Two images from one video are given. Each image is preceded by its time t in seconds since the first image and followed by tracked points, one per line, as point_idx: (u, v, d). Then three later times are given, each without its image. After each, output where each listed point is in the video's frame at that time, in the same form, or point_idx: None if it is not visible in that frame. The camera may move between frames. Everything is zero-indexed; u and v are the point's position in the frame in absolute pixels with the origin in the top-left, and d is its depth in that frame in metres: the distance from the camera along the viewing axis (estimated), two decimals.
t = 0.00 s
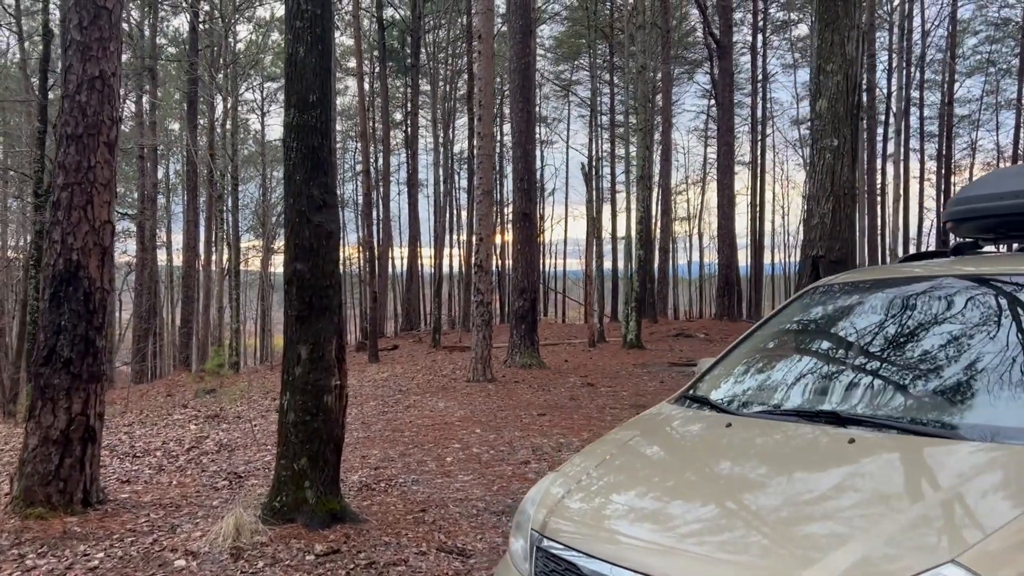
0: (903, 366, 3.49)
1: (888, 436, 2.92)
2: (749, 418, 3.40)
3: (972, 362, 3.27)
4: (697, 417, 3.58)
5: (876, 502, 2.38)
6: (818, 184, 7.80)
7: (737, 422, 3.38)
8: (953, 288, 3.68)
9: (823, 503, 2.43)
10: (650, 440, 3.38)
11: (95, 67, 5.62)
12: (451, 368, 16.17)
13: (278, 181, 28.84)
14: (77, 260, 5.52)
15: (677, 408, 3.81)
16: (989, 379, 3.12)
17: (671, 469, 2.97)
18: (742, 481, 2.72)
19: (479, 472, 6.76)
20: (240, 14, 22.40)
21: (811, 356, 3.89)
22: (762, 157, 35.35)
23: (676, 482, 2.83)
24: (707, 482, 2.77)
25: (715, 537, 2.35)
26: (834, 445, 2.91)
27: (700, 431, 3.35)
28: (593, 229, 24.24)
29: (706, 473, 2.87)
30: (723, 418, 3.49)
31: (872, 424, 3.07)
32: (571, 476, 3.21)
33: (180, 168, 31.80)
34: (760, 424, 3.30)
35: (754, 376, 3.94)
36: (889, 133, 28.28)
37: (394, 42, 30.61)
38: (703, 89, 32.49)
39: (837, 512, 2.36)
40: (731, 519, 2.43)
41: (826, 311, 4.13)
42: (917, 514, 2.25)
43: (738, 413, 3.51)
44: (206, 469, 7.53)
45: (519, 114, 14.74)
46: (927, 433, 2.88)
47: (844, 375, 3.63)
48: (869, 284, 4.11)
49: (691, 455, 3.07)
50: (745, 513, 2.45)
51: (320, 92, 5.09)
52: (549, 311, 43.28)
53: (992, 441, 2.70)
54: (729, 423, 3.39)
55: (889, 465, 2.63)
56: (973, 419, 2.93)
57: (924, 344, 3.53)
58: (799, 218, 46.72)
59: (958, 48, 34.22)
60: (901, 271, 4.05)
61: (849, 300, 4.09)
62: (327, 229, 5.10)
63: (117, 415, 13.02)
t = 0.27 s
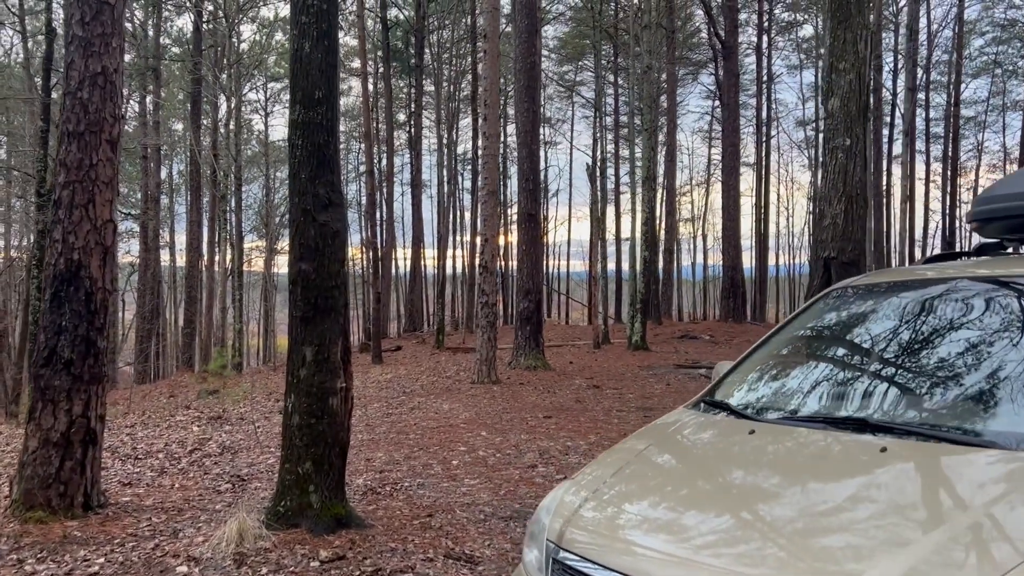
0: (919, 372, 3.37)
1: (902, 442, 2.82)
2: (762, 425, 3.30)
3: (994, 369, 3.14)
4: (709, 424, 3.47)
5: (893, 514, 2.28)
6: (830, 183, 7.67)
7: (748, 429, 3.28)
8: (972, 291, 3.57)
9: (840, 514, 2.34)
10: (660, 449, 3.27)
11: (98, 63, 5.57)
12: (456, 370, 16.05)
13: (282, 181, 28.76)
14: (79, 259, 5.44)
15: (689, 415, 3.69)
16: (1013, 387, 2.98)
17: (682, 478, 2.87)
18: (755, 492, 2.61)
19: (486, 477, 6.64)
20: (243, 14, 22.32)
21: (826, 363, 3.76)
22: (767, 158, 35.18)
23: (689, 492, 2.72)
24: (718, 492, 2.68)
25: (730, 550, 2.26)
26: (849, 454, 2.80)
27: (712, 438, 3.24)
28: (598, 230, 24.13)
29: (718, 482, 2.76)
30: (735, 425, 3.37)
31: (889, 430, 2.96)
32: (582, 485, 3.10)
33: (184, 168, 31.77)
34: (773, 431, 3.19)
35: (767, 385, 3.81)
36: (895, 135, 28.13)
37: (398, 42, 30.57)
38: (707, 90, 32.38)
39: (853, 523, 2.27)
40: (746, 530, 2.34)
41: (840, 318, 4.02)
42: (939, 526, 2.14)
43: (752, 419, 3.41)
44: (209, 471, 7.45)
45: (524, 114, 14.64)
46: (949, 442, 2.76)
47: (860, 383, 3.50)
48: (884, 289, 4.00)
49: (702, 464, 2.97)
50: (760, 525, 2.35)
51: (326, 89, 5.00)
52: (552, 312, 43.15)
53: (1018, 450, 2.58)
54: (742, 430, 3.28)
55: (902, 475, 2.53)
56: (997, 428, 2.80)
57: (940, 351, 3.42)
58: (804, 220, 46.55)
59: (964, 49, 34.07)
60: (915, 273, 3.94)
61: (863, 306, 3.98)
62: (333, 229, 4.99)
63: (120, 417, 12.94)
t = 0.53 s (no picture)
0: (932, 374, 3.26)
1: (913, 444, 2.72)
2: (772, 427, 3.18)
3: (1013, 372, 3.01)
4: (718, 426, 3.34)
5: (907, 519, 2.17)
6: (841, 180, 7.54)
7: (758, 430, 3.16)
8: (988, 290, 3.47)
9: (855, 520, 2.23)
10: (668, 452, 3.16)
11: (96, 55, 5.46)
12: (458, 368, 15.95)
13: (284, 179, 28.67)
14: (76, 255, 5.34)
15: (698, 417, 3.55)
16: None
17: (691, 482, 2.76)
18: (766, 497, 2.50)
19: (490, 477, 6.53)
20: (245, 12, 22.21)
21: (838, 364, 3.63)
22: (771, 157, 35.04)
23: (700, 496, 2.61)
24: (729, 496, 2.57)
25: (742, 556, 2.15)
26: (861, 457, 2.69)
27: (721, 440, 3.13)
28: (601, 229, 23.99)
29: (729, 486, 2.65)
30: (745, 426, 3.25)
31: (902, 432, 2.86)
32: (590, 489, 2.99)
33: (186, 166, 31.68)
34: (784, 433, 3.08)
35: (778, 387, 3.66)
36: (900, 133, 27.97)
37: (401, 40, 30.44)
38: (711, 89, 32.22)
39: (868, 530, 2.17)
40: (758, 537, 2.23)
41: (851, 320, 3.90)
42: (960, 533, 2.04)
43: (763, 419, 3.29)
44: (209, 471, 7.35)
45: (528, 111, 14.52)
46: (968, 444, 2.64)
47: (874, 385, 3.38)
48: (895, 290, 3.89)
49: (712, 467, 2.86)
50: (773, 531, 2.25)
51: (328, 81, 4.89)
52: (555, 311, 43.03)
53: None
54: (751, 431, 3.16)
55: (915, 479, 2.42)
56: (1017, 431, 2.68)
57: (953, 354, 3.32)
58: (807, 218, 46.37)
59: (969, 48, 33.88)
60: (928, 272, 3.83)
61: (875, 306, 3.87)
62: (335, 224, 4.88)
63: (121, 415, 12.85)
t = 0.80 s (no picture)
0: (950, 382, 3.11)
1: (930, 454, 2.58)
2: (785, 434, 3.02)
3: None
4: (729, 434, 3.18)
5: (928, 533, 2.04)
6: (853, 179, 7.35)
7: (771, 438, 3.01)
8: (1007, 294, 3.33)
9: (873, 533, 2.10)
10: (677, 461, 3.00)
11: (94, 51, 5.36)
12: (462, 370, 15.82)
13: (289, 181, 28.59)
14: (73, 254, 5.23)
15: (708, 425, 3.37)
16: None
17: (702, 492, 2.62)
18: (780, 508, 2.37)
19: (494, 482, 6.39)
20: (250, 13, 22.12)
21: (853, 370, 3.46)
22: (777, 158, 34.84)
23: (712, 507, 2.47)
24: (740, 507, 2.44)
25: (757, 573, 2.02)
26: (877, 467, 2.55)
27: (732, 448, 2.97)
28: (607, 230, 23.82)
29: (742, 497, 2.51)
30: (757, 434, 3.10)
31: (920, 441, 2.72)
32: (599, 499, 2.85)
33: (190, 167, 31.65)
34: (797, 441, 2.92)
35: (792, 393, 3.47)
36: (908, 134, 27.73)
37: (405, 41, 30.35)
38: (716, 90, 32.03)
39: (886, 544, 2.04)
40: (773, 553, 2.10)
41: (865, 324, 3.72)
42: (987, 551, 1.90)
43: (776, 425, 3.13)
44: (209, 475, 7.23)
45: (534, 111, 14.39)
46: (989, 453, 2.51)
47: (891, 393, 3.22)
48: (910, 292, 3.73)
49: (724, 477, 2.71)
50: (788, 546, 2.12)
51: (330, 75, 4.76)
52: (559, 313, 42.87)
53: None
54: (762, 439, 3.01)
55: (934, 492, 2.27)
56: None
57: (970, 360, 3.18)
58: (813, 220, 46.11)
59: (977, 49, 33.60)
60: (944, 274, 3.68)
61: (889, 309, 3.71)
62: (336, 222, 4.76)
63: (122, 417, 12.76)
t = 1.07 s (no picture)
0: (964, 389, 2.97)
1: (945, 463, 2.45)
2: (796, 443, 2.89)
3: None
4: (737, 443, 3.04)
5: (945, 549, 1.92)
6: (860, 177, 7.04)
7: (781, 447, 2.87)
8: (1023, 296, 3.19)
9: (887, 548, 1.97)
10: (684, 471, 2.86)
11: (87, 45, 5.24)
12: (463, 371, 15.69)
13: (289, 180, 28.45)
14: (65, 253, 5.11)
15: (715, 435, 3.22)
16: None
17: (710, 502, 2.49)
18: (791, 521, 2.23)
19: (496, 486, 6.24)
20: (250, 11, 21.98)
21: (866, 377, 3.32)
22: (779, 158, 34.68)
23: (722, 519, 2.34)
24: (750, 519, 2.31)
25: None
26: (889, 476, 2.43)
27: (740, 458, 2.84)
28: (609, 231, 23.68)
29: (752, 508, 2.38)
30: (765, 443, 2.96)
31: (938, 449, 2.59)
32: (605, 511, 2.71)
33: (191, 167, 31.56)
34: (808, 449, 2.79)
35: (803, 401, 3.33)
36: (912, 135, 27.58)
37: (407, 40, 30.22)
38: (719, 90, 31.87)
39: (902, 561, 1.92)
40: (785, 568, 1.98)
41: (877, 330, 3.59)
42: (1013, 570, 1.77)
43: (785, 433, 3.00)
44: (206, 478, 7.11)
45: (537, 110, 14.25)
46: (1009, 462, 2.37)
47: (905, 400, 3.07)
48: (922, 298, 3.59)
49: (734, 487, 2.58)
50: (800, 562, 1.99)
51: (328, 70, 4.63)
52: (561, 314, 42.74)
53: None
54: (771, 448, 2.88)
55: (949, 504, 2.15)
56: None
57: (983, 366, 3.04)
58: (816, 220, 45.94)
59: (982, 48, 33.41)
60: (955, 277, 3.55)
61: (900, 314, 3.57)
62: (334, 221, 4.63)
63: (120, 418, 12.63)
